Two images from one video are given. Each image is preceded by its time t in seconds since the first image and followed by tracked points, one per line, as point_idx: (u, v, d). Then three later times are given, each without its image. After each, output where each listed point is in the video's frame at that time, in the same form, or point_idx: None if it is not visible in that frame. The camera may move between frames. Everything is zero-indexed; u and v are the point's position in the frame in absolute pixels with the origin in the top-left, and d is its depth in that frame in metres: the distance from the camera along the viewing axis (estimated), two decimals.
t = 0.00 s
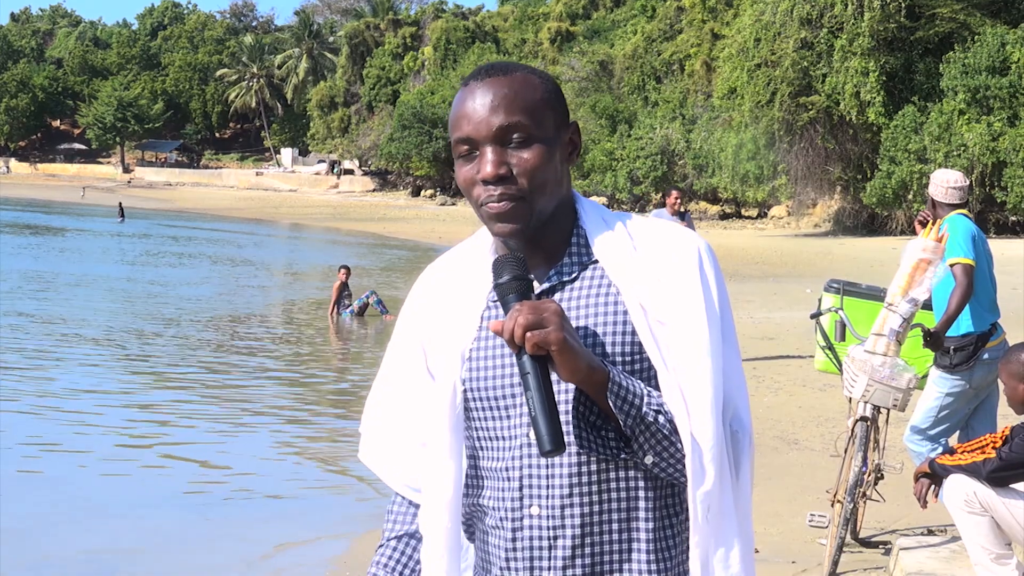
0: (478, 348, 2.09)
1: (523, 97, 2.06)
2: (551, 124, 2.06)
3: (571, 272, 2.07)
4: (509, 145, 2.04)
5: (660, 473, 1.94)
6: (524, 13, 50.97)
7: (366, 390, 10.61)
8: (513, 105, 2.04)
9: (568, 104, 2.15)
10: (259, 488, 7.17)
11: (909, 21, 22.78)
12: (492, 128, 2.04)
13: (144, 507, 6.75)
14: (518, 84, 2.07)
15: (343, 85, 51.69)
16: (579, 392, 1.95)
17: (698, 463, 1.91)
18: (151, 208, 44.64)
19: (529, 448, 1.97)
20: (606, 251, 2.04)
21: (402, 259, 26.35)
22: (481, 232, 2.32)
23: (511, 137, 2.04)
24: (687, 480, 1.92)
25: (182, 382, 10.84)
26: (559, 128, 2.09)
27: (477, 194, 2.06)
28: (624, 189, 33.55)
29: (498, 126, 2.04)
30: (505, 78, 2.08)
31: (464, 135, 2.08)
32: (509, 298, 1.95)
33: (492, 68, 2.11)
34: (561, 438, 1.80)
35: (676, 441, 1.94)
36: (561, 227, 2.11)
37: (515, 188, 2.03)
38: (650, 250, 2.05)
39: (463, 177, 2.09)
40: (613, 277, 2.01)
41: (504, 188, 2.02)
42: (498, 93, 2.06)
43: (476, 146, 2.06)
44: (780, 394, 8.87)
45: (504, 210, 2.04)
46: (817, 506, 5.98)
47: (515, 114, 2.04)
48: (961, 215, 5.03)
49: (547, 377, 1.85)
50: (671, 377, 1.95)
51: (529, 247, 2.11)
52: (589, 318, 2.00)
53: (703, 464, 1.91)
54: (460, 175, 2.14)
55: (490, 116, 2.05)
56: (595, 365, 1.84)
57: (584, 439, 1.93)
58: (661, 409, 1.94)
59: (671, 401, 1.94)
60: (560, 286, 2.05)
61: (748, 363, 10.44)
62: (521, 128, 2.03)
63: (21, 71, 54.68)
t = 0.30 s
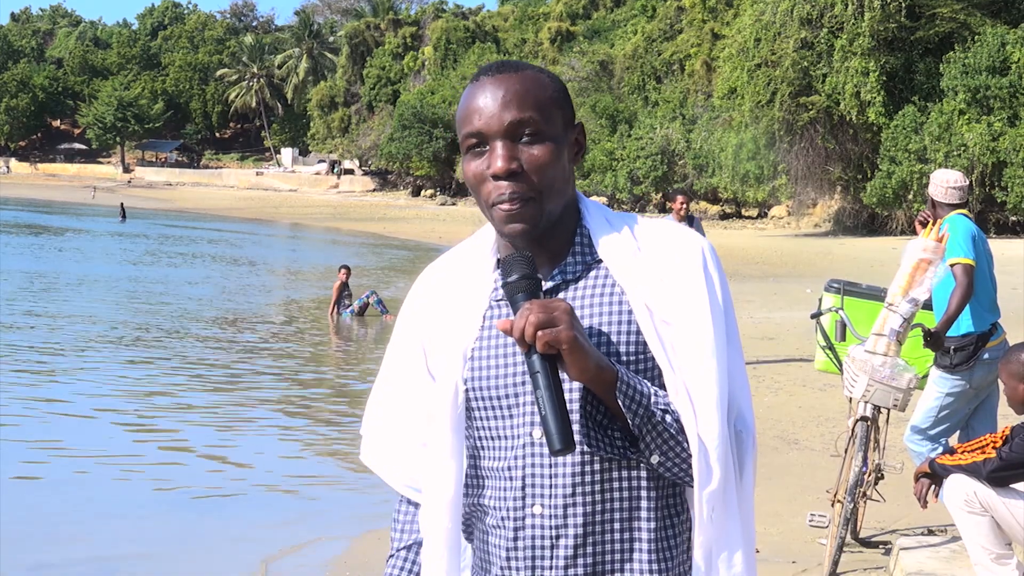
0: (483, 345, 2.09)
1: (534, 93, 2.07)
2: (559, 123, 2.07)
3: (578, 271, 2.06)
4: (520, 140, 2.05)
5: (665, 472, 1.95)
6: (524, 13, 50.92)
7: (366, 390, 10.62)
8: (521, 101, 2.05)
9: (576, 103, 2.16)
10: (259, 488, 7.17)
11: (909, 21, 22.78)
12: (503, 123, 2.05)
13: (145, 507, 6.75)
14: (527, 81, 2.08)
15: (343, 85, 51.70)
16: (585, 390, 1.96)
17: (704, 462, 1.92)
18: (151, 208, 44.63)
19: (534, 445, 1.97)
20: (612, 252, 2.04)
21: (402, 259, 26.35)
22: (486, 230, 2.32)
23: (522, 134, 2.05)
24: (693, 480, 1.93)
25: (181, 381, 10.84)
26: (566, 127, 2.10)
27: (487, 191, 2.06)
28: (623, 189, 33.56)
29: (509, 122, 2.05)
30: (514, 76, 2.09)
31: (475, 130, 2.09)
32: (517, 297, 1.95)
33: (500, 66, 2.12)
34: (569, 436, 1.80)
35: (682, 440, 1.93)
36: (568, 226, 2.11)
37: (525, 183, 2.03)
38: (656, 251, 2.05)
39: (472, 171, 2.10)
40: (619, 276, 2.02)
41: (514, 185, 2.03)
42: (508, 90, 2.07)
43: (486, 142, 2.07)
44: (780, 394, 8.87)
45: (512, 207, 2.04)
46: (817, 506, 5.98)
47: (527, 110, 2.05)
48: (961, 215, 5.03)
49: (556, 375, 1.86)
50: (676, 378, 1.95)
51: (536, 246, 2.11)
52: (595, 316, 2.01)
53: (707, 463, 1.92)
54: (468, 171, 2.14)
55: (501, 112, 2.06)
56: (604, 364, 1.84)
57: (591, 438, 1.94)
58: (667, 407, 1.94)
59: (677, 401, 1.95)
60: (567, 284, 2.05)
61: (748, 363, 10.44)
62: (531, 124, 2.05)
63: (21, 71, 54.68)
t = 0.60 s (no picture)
0: (485, 343, 2.09)
1: (539, 91, 2.06)
2: (564, 120, 2.06)
3: (579, 271, 2.06)
4: (525, 136, 2.04)
5: (666, 473, 1.94)
6: (524, 13, 50.84)
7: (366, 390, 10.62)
8: (525, 99, 2.04)
9: (581, 100, 2.15)
10: (258, 488, 7.16)
11: (909, 21, 22.77)
12: (508, 119, 2.04)
13: (145, 507, 6.75)
14: (532, 80, 2.07)
15: (343, 85, 51.68)
16: (587, 391, 1.95)
17: (704, 464, 1.91)
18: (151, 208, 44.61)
19: (535, 445, 1.96)
20: (614, 252, 2.04)
21: (402, 259, 26.33)
22: (490, 228, 2.32)
23: (527, 131, 2.04)
24: (694, 481, 1.92)
25: (179, 381, 10.83)
26: (572, 126, 2.09)
27: (491, 189, 2.05)
28: (623, 189, 33.53)
29: (514, 117, 2.04)
30: (521, 73, 2.08)
31: (480, 126, 2.07)
32: (518, 296, 1.95)
33: (506, 63, 2.11)
34: (570, 434, 1.80)
35: (683, 441, 1.93)
36: (571, 226, 2.11)
37: (530, 179, 2.02)
38: (659, 253, 2.04)
39: (476, 167, 2.08)
40: (620, 276, 2.01)
41: (519, 182, 2.02)
42: (513, 88, 2.05)
43: (491, 137, 2.06)
44: (780, 394, 8.86)
45: (516, 207, 2.03)
46: (817, 506, 5.98)
47: (532, 106, 2.04)
48: (961, 215, 5.02)
49: (557, 375, 1.85)
50: (677, 378, 1.95)
51: (539, 246, 2.10)
52: (597, 316, 2.01)
53: (709, 465, 1.92)
54: (472, 166, 2.13)
55: (506, 108, 2.05)
56: (605, 364, 1.84)
57: (591, 438, 1.93)
58: (669, 408, 1.93)
59: (678, 401, 1.94)
60: (568, 284, 2.06)
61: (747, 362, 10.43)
62: (536, 121, 2.03)
63: (21, 71, 54.65)
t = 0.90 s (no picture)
0: (494, 342, 2.10)
1: (551, 90, 2.06)
2: (577, 120, 2.07)
3: (590, 271, 2.06)
4: (536, 136, 2.05)
5: (677, 475, 1.95)
6: (524, 12, 50.75)
7: (367, 390, 10.64)
8: (536, 98, 2.05)
9: (592, 100, 2.16)
10: (259, 488, 7.17)
11: (909, 21, 22.76)
12: (519, 118, 2.05)
13: (146, 507, 6.75)
14: (543, 78, 2.08)
15: (343, 85, 51.69)
16: (596, 392, 1.96)
17: (717, 466, 1.91)
18: (151, 208, 44.61)
19: (544, 444, 1.97)
20: (625, 254, 2.04)
21: (402, 259, 26.34)
22: (499, 229, 2.32)
23: (539, 130, 2.05)
24: (706, 484, 1.92)
25: (180, 382, 10.83)
26: (584, 126, 2.09)
27: (503, 188, 2.06)
28: (624, 189, 33.55)
29: (526, 116, 2.05)
30: (533, 72, 2.09)
31: (491, 125, 2.08)
32: (531, 297, 1.95)
33: (518, 62, 2.12)
34: (581, 435, 1.80)
35: (694, 444, 1.94)
36: (581, 228, 2.11)
37: (541, 180, 2.03)
38: (670, 254, 2.04)
39: (487, 166, 2.09)
40: (632, 277, 2.01)
41: (531, 180, 2.03)
42: (525, 87, 2.06)
43: (502, 135, 2.07)
44: (780, 394, 8.86)
45: (528, 203, 2.04)
46: (817, 506, 5.98)
47: (544, 105, 2.05)
48: (962, 215, 5.02)
49: (568, 377, 1.85)
50: (688, 380, 1.95)
51: (551, 244, 2.11)
52: (609, 317, 2.01)
53: (721, 467, 1.92)
54: (484, 167, 2.14)
55: (518, 107, 2.06)
56: (616, 365, 1.84)
57: (602, 440, 1.94)
58: (680, 410, 1.94)
59: (689, 404, 1.95)
60: (579, 284, 2.06)
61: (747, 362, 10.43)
62: (548, 120, 2.04)
63: (21, 71, 54.65)
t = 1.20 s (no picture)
0: (516, 342, 2.11)
1: (579, 91, 2.06)
2: (605, 122, 2.07)
3: (614, 271, 2.08)
4: (563, 139, 2.05)
5: (698, 481, 1.95)
6: (524, 12, 50.71)
7: (367, 389, 10.64)
8: (564, 99, 2.05)
9: (620, 101, 2.16)
10: (260, 489, 7.17)
11: (909, 21, 22.75)
12: (545, 121, 2.05)
13: (146, 507, 6.76)
14: (571, 78, 2.07)
15: (343, 85, 51.70)
16: (616, 395, 1.97)
17: (738, 472, 1.90)
18: (151, 208, 44.60)
19: (563, 446, 1.97)
20: (651, 257, 2.04)
21: (402, 259, 26.35)
22: (523, 229, 2.33)
23: (567, 133, 2.04)
24: (727, 491, 1.92)
25: (179, 381, 10.84)
26: (611, 128, 2.09)
27: (528, 187, 2.06)
28: (624, 189, 33.65)
29: (553, 119, 2.05)
30: (563, 72, 2.08)
31: (519, 125, 2.08)
32: (552, 298, 1.95)
33: (547, 61, 2.12)
34: (600, 437, 1.81)
35: (716, 449, 1.93)
36: (604, 230, 2.12)
37: (566, 183, 2.03)
38: (692, 259, 2.04)
39: (512, 166, 2.10)
40: (656, 279, 2.02)
41: (555, 183, 2.03)
42: (551, 88, 2.06)
43: (530, 136, 2.07)
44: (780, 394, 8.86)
45: (551, 205, 2.05)
46: (818, 506, 5.99)
47: (571, 108, 2.05)
48: (962, 215, 5.02)
49: (588, 379, 1.86)
50: (710, 386, 1.95)
51: (573, 244, 2.12)
52: (628, 318, 2.02)
53: (742, 472, 1.91)
54: (509, 168, 2.14)
55: (546, 108, 2.05)
56: (638, 368, 1.85)
57: (622, 443, 1.95)
58: (702, 414, 1.94)
59: (711, 408, 1.94)
60: (603, 284, 2.07)
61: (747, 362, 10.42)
62: (575, 123, 2.04)
63: (21, 71, 54.61)
